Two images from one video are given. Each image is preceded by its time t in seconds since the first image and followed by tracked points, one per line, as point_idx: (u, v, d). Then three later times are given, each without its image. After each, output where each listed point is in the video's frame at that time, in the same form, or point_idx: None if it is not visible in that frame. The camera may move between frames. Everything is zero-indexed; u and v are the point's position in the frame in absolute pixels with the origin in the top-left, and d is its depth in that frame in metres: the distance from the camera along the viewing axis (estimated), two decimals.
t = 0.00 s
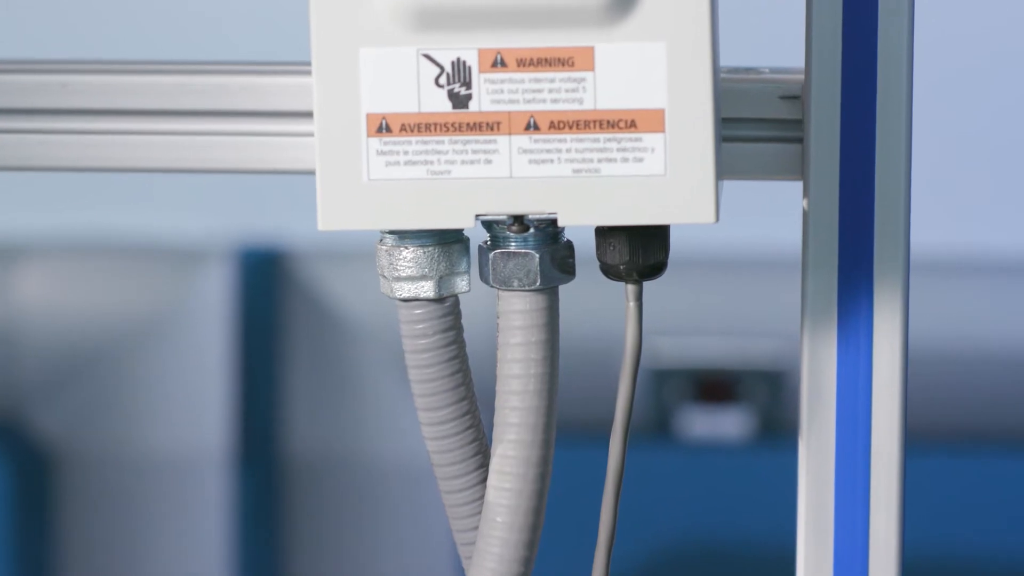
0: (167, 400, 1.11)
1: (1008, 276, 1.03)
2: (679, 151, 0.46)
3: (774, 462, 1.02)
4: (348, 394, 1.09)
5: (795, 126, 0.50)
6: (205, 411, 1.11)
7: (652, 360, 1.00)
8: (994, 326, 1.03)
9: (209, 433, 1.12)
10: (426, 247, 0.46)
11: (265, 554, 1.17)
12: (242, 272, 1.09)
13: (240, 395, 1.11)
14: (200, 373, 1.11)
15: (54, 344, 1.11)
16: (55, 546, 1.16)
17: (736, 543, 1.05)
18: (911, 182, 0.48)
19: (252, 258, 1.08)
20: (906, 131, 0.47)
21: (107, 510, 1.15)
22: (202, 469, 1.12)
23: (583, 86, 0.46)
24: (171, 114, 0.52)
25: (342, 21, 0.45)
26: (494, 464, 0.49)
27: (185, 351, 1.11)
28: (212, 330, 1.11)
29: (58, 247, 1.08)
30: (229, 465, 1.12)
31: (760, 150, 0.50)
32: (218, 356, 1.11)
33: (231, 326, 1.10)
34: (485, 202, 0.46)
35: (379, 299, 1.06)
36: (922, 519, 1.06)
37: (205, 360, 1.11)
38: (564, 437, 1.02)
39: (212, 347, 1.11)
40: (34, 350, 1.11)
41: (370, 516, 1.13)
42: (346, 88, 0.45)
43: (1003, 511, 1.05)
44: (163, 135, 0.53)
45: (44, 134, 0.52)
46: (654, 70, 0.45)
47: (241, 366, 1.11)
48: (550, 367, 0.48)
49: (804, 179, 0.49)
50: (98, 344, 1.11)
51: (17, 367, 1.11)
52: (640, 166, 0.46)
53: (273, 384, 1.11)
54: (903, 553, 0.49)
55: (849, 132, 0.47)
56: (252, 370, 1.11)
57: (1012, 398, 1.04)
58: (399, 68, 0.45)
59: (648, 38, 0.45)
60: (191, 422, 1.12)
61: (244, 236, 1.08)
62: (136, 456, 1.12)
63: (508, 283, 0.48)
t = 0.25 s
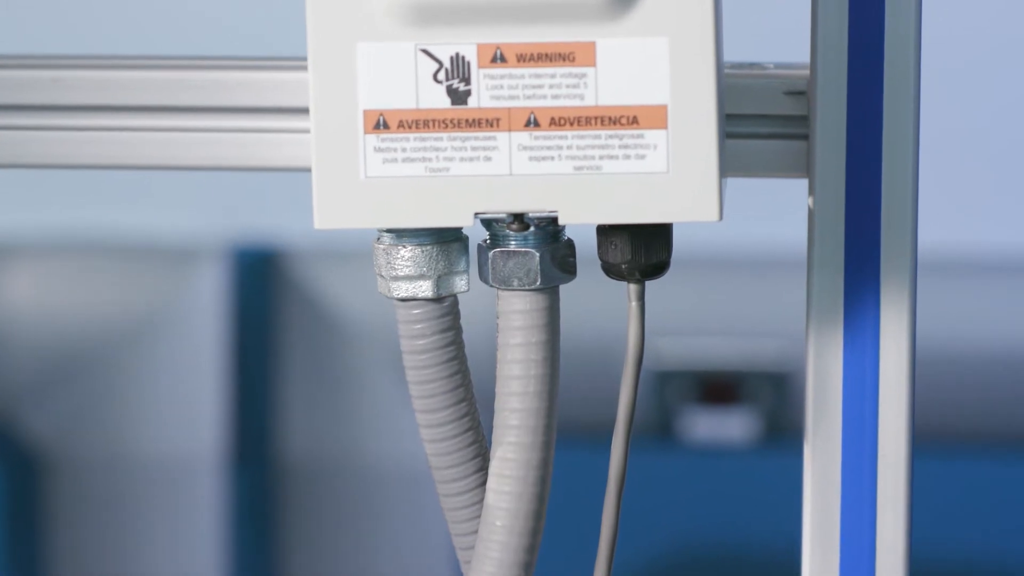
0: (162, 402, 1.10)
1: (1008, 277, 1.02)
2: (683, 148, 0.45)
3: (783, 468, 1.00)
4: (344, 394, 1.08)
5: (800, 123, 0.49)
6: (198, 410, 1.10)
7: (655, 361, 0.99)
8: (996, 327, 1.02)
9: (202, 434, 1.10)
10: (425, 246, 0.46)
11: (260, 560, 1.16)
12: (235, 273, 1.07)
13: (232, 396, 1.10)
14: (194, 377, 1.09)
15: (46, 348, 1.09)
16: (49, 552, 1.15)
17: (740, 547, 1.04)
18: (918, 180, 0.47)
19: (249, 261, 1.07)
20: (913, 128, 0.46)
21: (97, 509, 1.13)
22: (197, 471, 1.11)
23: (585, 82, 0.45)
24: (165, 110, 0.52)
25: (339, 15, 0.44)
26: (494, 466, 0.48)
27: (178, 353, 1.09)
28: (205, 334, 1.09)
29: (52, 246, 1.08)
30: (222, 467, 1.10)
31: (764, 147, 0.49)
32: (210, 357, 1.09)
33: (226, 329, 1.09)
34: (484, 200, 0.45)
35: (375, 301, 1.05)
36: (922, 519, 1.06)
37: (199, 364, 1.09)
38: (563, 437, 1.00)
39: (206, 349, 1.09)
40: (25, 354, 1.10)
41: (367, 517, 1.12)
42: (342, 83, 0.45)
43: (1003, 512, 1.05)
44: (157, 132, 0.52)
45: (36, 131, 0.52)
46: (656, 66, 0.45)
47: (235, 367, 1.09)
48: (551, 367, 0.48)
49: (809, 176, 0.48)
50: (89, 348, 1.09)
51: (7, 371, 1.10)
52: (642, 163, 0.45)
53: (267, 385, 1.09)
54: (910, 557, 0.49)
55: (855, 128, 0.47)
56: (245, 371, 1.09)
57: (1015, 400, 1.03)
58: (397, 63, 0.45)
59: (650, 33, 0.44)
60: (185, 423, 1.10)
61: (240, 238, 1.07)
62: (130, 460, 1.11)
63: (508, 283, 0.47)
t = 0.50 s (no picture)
0: (142, 411, 1.00)
1: None
2: (688, 144, 0.43)
3: (790, 476, 0.92)
4: (337, 399, 0.99)
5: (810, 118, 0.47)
6: (184, 413, 0.99)
7: (657, 364, 0.92)
8: None
9: (184, 446, 1.00)
10: (422, 245, 0.44)
11: None
12: (219, 267, 0.97)
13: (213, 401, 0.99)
14: (177, 384, 0.99)
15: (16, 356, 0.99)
16: None
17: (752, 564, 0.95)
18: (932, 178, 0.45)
19: (240, 256, 0.97)
20: (926, 123, 0.45)
21: (74, 525, 1.03)
22: (181, 484, 1.01)
23: (587, 76, 0.43)
24: (156, 105, 0.50)
25: (333, 7, 0.43)
26: (493, 472, 0.47)
27: (157, 359, 0.99)
28: (189, 336, 0.98)
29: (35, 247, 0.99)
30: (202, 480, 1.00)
31: (773, 142, 0.48)
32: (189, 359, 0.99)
33: (212, 333, 0.98)
34: (484, 197, 0.44)
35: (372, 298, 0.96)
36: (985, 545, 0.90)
37: (184, 371, 0.99)
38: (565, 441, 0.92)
39: (188, 354, 0.98)
40: None
41: (364, 532, 1.02)
42: (337, 77, 0.43)
43: None
44: (149, 127, 0.51)
45: (23, 126, 0.51)
46: (661, 59, 0.43)
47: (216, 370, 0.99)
48: (552, 369, 0.46)
49: (818, 173, 0.47)
50: (62, 355, 0.99)
51: None
52: (646, 159, 0.43)
53: (258, 389, 1.00)
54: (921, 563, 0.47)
55: (867, 123, 0.45)
56: (230, 376, 0.99)
57: None
58: (394, 57, 0.43)
59: (655, 25, 0.43)
60: (170, 434, 1.00)
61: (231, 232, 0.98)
62: (109, 473, 1.01)
63: (508, 283, 0.45)
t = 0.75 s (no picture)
0: (130, 415, 0.96)
1: None
2: (694, 139, 0.42)
3: (802, 485, 0.91)
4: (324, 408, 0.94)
5: (820, 112, 0.46)
6: (174, 415, 0.95)
7: (664, 370, 0.91)
8: None
9: (174, 449, 0.96)
10: (419, 243, 0.43)
11: None
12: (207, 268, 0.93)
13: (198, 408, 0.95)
14: (166, 387, 0.95)
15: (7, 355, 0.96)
16: None
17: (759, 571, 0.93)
18: (946, 174, 0.44)
19: (229, 256, 0.93)
20: (939, 117, 0.43)
21: (59, 531, 0.99)
22: (173, 488, 0.97)
23: (590, 68, 0.42)
24: (147, 98, 0.49)
25: None
26: (493, 478, 0.45)
27: (144, 362, 0.95)
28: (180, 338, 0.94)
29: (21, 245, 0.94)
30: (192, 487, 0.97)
31: (782, 137, 0.46)
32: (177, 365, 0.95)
33: (202, 334, 0.94)
34: (482, 194, 0.42)
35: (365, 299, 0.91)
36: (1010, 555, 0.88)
37: (173, 374, 0.95)
38: (571, 446, 0.90)
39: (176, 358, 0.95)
40: None
41: (356, 547, 0.97)
42: (332, 70, 0.42)
43: None
44: (141, 122, 0.49)
45: (11, 120, 0.50)
46: (666, 51, 0.42)
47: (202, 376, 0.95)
48: (553, 372, 0.45)
49: (829, 169, 0.45)
50: (51, 357, 0.95)
51: None
52: (650, 155, 0.42)
53: (248, 397, 0.95)
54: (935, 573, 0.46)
55: (879, 118, 0.44)
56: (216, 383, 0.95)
57: None
58: (390, 49, 0.42)
59: (660, 16, 0.42)
60: (159, 436, 0.96)
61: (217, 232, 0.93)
62: (95, 478, 0.97)
63: (508, 282, 0.44)
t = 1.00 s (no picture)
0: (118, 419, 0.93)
1: None
2: (698, 136, 0.41)
3: (807, 491, 0.88)
4: (315, 414, 0.91)
5: (829, 107, 0.45)
6: (164, 419, 0.92)
7: (669, 372, 0.88)
8: None
9: (163, 453, 0.93)
10: (416, 242, 0.42)
11: None
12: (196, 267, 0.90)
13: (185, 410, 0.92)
14: (154, 391, 0.92)
15: None
16: None
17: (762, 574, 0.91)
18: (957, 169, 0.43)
19: (220, 255, 0.90)
20: (950, 111, 0.42)
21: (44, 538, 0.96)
22: (163, 493, 0.94)
23: (592, 62, 0.41)
24: (141, 93, 0.48)
25: None
26: (492, 483, 0.44)
27: (131, 365, 0.92)
28: (169, 341, 0.91)
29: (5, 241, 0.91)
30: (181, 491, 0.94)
31: (789, 134, 0.45)
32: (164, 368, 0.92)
33: (191, 337, 0.91)
34: (481, 192, 0.41)
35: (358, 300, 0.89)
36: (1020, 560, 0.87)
37: (161, 378, 0.92)
38: (576, 453, 0.89)
39: (165, 361, 0.91)
40: None
41: (350, 555, 0.95)
42: (327, 64, 0.41)
43: None
44: (135, 117, 0.48)
45: None
46: (669, 44, 0.41)
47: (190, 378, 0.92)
48: (554, 374, 0.44)
49: (837, 165, 0.44)
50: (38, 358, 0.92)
51: None
52: (654, 151, 0.41)
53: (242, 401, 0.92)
54: None
55: (889, 113, 0.43)
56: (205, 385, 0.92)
57: None
58: (386, 42, 0.41)
59: (663, 9, 0.41)
60: (149, 441, 0.93)
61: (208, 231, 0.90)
62: (83, 482, 0.94)
63: (508, 282, 0.43)
